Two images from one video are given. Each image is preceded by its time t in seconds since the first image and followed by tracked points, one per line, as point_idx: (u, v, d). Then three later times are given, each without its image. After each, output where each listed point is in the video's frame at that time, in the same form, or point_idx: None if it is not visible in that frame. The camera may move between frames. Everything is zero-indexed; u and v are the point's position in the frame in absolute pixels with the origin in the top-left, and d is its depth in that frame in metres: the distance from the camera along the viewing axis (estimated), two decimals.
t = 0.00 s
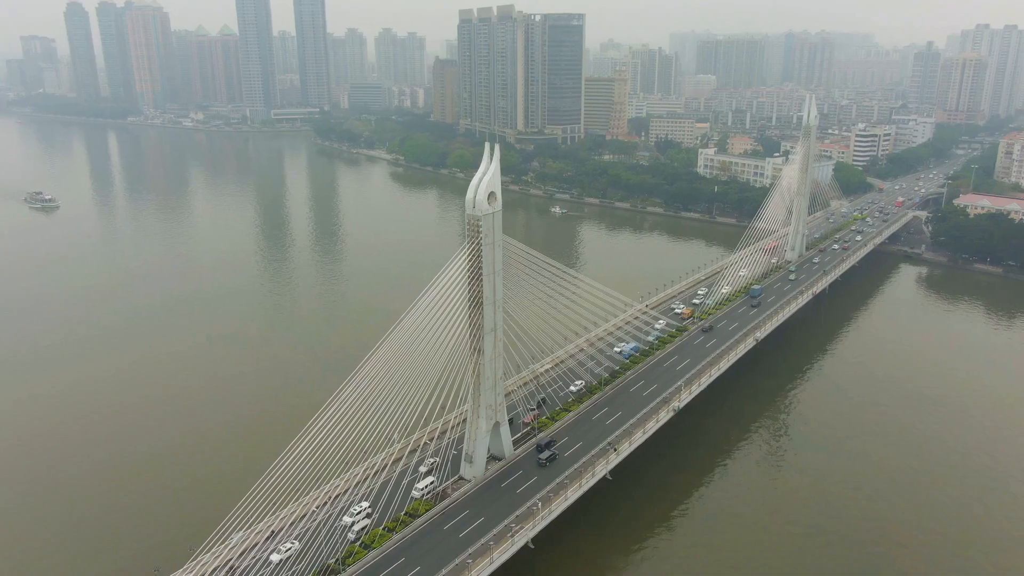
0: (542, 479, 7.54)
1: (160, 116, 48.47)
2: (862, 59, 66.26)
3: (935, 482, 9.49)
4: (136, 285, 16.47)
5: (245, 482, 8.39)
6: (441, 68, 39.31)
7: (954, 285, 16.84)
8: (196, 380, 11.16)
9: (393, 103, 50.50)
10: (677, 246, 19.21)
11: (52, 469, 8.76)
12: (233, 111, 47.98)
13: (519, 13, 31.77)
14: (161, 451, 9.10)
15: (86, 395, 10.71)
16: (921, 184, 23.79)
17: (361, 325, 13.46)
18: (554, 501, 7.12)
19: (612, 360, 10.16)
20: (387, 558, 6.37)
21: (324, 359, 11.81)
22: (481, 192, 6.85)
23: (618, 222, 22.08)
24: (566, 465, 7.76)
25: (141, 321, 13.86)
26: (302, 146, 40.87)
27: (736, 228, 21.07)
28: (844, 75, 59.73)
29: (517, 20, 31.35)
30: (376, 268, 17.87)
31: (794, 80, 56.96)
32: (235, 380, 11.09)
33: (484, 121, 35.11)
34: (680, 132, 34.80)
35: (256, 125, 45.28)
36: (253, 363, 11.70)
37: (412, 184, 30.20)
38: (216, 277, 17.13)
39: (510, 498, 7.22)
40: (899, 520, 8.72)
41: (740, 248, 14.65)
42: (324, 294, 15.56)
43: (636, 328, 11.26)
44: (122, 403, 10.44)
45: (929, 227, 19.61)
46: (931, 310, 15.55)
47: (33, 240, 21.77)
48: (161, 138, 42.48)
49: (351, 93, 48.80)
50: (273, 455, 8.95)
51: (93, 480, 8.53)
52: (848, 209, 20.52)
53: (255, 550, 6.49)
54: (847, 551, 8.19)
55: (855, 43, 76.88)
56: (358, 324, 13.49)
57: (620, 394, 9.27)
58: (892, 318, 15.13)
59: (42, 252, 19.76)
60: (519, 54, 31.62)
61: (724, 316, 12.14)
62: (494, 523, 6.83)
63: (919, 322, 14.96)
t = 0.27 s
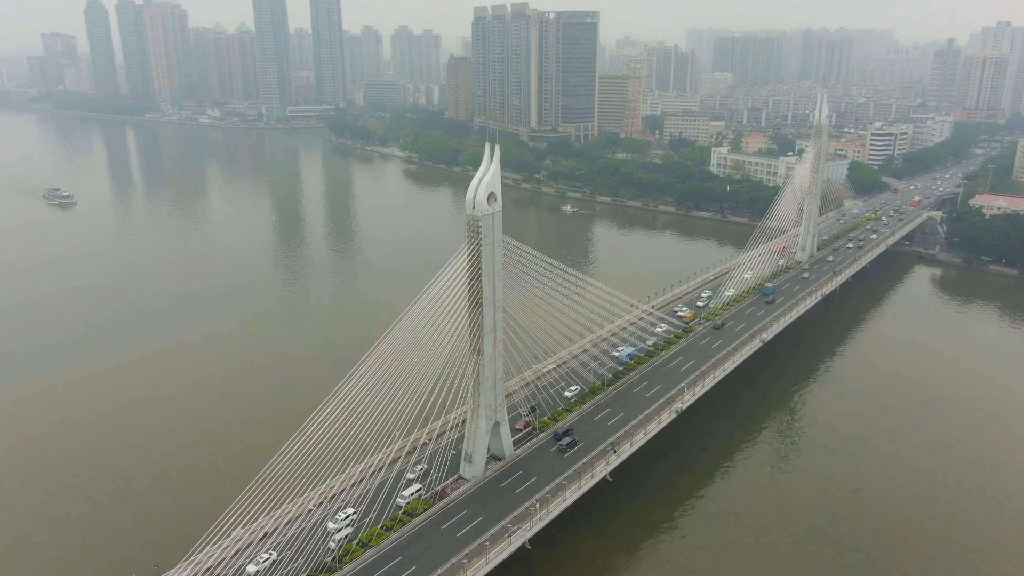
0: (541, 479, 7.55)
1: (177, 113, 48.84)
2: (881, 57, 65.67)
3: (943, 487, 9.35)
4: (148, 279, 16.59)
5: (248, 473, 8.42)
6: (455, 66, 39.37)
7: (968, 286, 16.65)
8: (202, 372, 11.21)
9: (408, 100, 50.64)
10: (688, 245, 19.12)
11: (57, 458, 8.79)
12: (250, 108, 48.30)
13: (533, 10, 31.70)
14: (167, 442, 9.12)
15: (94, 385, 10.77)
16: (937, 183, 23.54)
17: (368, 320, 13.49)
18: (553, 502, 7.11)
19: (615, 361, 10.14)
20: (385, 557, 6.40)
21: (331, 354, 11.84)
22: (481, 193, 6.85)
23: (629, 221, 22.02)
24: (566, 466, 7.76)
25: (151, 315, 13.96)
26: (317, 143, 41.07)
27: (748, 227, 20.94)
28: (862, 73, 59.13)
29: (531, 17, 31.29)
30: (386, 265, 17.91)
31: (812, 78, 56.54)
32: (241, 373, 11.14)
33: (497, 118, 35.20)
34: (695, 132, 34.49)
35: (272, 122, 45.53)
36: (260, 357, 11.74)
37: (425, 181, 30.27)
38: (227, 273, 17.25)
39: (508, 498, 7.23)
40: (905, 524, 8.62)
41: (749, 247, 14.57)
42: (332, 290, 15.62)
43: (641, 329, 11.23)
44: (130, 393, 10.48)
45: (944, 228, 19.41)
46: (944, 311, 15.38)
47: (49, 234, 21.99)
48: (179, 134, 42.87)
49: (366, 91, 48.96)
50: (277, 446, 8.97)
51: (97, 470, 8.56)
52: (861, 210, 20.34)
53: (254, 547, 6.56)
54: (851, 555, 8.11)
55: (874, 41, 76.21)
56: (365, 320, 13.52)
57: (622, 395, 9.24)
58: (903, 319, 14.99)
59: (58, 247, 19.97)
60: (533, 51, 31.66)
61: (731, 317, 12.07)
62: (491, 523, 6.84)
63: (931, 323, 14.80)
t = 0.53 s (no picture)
0: (540, 479, 7.55)
1: (194, 110, 49.23)
2: (901, 54, 64.95)
3: (950, 491, 9.25)
4: (161, 276, 16.75)
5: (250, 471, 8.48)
6: (469, 63, 39.38)
7: (982, 288, 16.45)
8: (208, 369, 11.30)
9: (423, 97, 50.73)
10: (699, 245, 19.04)
11: (64, 455, 8.90)
12: (266, 105, 48.58)
13: (547, 8, 31.60)
14: (171, 439, 9.20)
15: (103, 382, 10.89)
16: (954, 183, 23.27)
17: (375, 317, 13.53)
18: (551, 503, 7.12)
19: (619, 361, 10.11)
20: (382, 556, 6.43)
21: (337, 351, 11.90)
22: (481, 192, 6.86)
23: (641, 220, 21.95)
24: (566, 467, 7.75)
25: (162, 311, 14.10)
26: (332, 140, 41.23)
27: (760, 227, 20.80)
28: (882, 69, 58.44)
29: (545, 15, 31.23)
30: (395, 262, 17.96)
31: (830, 75, 56.03)
32: (247, 370, 11.23)
33: (511, 115, 35.22)
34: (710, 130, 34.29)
35: (287, 119, 45.77)
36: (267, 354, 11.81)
37: (437, 179, 30.31)
38: (238, 270, 17.36)
39: (507, 498, 7.24)
40: (909, 528, 8.55)
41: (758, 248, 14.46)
42: (341, 288, 15.68)
43: (646, 330, 11.21)
44: (136, 390, 10.58)
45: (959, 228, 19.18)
46: (957, 312, 15.21)
47: (65, 231, 22.24)
48: (196, 131, 43.17)
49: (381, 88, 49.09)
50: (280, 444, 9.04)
51: (103, 466, 8.67)
52: (875, 209, 20.14)
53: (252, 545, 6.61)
54: (853, 557, 8.06)
55: (894, 38, 75.44)
56: (372, 317, 13.56)
57: (624, 396, 9.22)
58: (915, 320, 14.84)
59: (73, 243, 20.19)
60: (547, 49, 31.74)
61: (738, 318, 12.00)
62: (489, 523, 6.85)
63: (944, 324, 14.64)
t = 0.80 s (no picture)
0: (539, 479, 7.55)
1: (211, 107, 49.58)
2: (921, 51, 64.28)
3: (957, 494, 9.15)
4: (173, 271, 16.86)
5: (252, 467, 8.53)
6: (484, 61, 39.40)
7: (996, 289, 16.26)
8: (216, 364, 11.38)
9: (438, 95, 50.81)
10: (709, 243, 18.94)
11: (69, 450, 8.97)
12: (282, 101, 48.83)
13: (562, 6, 31.50)
14: (176, 435, 9.27)
15: (111, 376, 11.00)
16: (970, 183, 23.03)
17: (382, 314, 13.57)
18: (550, 503, 7.11)
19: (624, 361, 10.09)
20: (379, 554, 6.46)
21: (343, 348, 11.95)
22: (481, 192, 6.85)
23: (652, 218, 21.87)
24: (566, 467, 7.75)
25: (171, 306, 14.21)
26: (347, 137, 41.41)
27: (772, 225, 20.66)
28: (901, 68, 57.81)
29: (560, 12, 31.17)
30: (405, 259, 18.01)
31: (848, 73, 55.54)
32: (252, 366, 11.30)
33: (525, 112, 35.19)
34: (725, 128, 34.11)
35: (303, 116, 45.99)
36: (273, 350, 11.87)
37: (450, 176, 30.37)
38: (248, 266, 17.47)
39: (507, 497, 7.25)
40: (913, 530, 8.48)
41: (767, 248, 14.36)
42: (350, 284, 15.75)
43: (652, 330, 11.18)
44: (145, 385, 10.66)
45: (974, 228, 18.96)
46: (970, 314, 15.05)
47: (80, 226, 22.47)
48: (213, 128, 43.47)
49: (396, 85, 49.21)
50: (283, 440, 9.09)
51: (108, 460, 8.74)
52: (889, 209, 19.96)
53: (253, 541, 6.66)
54: (856, 560, 8.00)
55: (914, 35, 74.68)
56: (379, 314, 13.61)
57: (627, 396, 9.20)
58: (927, 322, 14.69)
59: (88, 238, 20.39)
60: (562, 46, 31.67)
61: (746, 318, 11.92)
62: (487, 523, 6.86)
63: (956, 325, 14.49)
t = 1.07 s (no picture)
0: (538, 480, 7.55)
1: (228, 104, 49.94)
2: (943, 48, 63.53)
3: (962, 498, 9.06)
4: (184, 268, 17.00)
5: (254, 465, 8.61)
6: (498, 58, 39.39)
7: (1010, 290, 16.06)
8: (222, 361, 11.47)
9: (453, 92, 50.84)
10: (719, 243, 18.83)
11: (76, 447, 9.09)
12: (298, 98, 49.08)
13: (576, 3, 31.50)
14: (182, 432, 9.36)
15: (118, 374, 11.12)
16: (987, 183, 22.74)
17: (388, 312, 13.62)
18: (548, 504, 7.12)
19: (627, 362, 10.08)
20: (376, 552, 6.50)
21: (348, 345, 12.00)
22: (480, 193, 6.86)
23: (663, 217, 21.79)
24: (565, 467, 7.75)
25: (180, 303, 14.33)
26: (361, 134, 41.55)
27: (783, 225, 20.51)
28: (921, 65, 57.17)
29: (573, 10, 31.15)
30: (414, 257, 18.06)
31: (867, 71, 55.00)
32: (258, 364, 11.37)
33: (539, 110, 35.14)
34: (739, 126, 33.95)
35: (318, 113, 46.19)
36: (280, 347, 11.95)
37: (463, 174, 30.39)
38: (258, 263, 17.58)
39: (506, 497, 7.27)
40: (915, 533, 8.41)
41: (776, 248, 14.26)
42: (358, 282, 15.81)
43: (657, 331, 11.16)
44: (152, 382, 10.78)
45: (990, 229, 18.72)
46: (983, 315, 14.86)
47: (95, 222, 22.71)
48: (229, 125, 43.80)
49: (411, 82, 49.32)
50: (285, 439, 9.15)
51: (112, 457, 8.85)
52: (903, 209, 19.76)
53: (253, 538, 6.72)
54: (857, 562, 7.95)
55: (935, 32, 73.82)
56: (385, 311, 13.65)
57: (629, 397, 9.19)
58: (939, 323, 14.53)
59: (102, 234, 20.62)
60: (576, 44, 31.61)
61: (753, 319, 11.85)
62: (484, 523, 6.88)
63: (968, 327, 14.33)
